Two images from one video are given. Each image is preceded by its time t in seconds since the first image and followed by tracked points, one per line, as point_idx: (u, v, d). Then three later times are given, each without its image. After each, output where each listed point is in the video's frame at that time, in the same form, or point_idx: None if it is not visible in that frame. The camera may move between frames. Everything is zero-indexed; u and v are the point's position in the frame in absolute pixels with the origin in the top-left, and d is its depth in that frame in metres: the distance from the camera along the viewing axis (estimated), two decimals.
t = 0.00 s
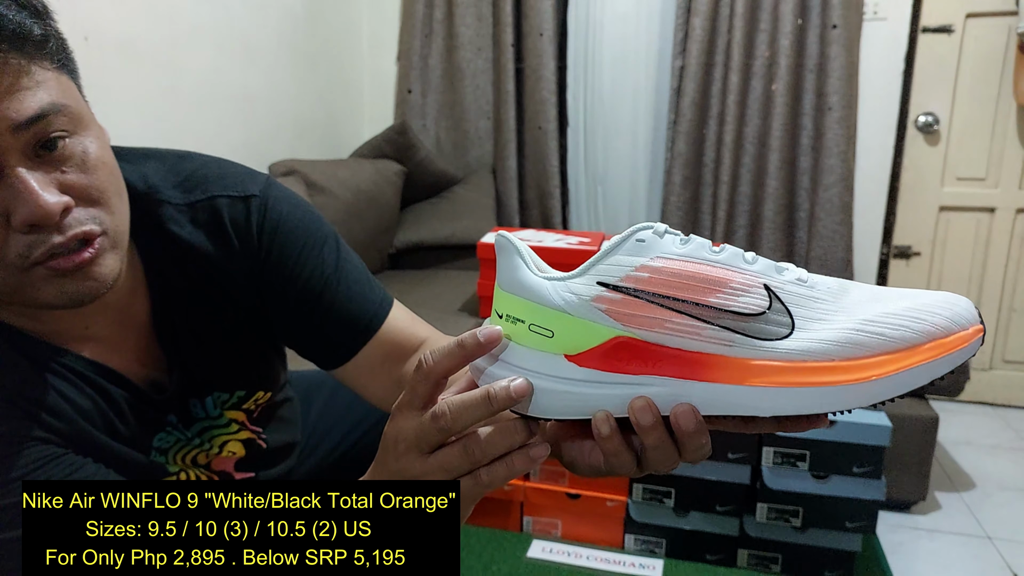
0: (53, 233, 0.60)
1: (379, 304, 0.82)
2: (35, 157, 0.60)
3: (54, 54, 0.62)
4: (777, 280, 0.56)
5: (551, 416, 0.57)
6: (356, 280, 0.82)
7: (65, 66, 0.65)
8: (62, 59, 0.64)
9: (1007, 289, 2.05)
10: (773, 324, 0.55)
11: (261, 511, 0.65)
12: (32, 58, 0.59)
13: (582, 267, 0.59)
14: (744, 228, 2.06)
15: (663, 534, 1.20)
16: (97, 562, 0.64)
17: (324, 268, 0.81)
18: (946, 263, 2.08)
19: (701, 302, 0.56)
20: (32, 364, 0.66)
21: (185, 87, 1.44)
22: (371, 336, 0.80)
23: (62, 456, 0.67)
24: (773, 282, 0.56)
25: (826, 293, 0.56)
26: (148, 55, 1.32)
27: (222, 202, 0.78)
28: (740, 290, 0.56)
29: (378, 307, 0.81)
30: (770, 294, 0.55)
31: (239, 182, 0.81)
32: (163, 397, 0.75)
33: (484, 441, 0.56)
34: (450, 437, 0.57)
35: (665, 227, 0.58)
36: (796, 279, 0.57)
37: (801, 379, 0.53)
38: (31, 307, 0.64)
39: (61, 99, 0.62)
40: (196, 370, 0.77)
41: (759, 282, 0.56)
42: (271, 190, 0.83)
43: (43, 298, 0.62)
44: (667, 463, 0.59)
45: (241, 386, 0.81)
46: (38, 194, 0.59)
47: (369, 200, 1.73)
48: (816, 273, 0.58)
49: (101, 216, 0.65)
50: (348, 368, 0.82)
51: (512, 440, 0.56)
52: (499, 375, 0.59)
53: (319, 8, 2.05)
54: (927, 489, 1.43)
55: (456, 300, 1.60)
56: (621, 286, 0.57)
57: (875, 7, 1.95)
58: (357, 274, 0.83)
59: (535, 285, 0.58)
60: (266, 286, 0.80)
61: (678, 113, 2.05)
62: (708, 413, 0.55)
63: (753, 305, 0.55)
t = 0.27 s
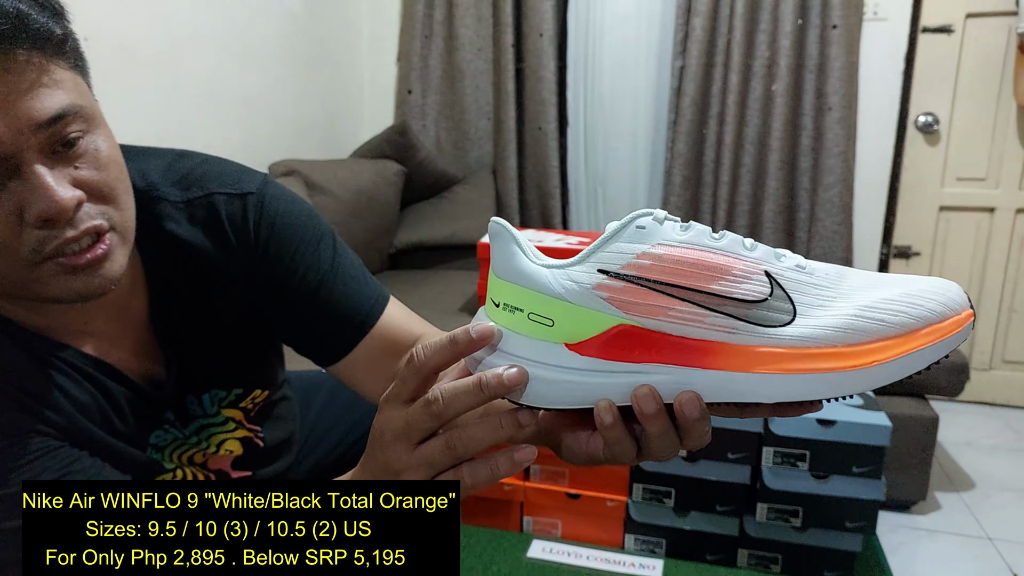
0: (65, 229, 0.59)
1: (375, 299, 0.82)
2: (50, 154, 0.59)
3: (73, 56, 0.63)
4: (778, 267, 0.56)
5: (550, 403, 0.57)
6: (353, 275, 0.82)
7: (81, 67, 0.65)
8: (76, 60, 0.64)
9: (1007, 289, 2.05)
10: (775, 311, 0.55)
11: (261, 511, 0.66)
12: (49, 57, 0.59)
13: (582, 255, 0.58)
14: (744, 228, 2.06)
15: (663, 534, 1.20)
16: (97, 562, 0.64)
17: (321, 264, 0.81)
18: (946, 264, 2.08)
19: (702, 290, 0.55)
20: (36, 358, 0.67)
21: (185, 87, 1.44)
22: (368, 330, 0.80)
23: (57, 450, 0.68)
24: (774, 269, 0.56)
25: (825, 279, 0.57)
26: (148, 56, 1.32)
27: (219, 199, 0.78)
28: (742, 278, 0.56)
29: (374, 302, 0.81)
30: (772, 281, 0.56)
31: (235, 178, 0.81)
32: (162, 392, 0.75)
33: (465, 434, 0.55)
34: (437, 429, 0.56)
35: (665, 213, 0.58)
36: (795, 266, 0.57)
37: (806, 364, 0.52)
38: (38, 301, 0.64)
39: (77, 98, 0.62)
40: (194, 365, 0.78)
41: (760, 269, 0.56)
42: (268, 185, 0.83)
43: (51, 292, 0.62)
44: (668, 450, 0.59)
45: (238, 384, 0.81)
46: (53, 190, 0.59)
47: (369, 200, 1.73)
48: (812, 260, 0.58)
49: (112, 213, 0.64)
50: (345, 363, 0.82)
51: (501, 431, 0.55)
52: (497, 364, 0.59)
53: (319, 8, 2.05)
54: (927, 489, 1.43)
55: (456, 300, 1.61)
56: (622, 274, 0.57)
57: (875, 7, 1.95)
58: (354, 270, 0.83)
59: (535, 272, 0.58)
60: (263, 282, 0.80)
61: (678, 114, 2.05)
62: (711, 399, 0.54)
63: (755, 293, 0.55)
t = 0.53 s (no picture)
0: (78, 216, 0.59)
1: (374, 296, 0.82)
2: (64, 143, 0.60)
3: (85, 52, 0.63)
4: (778, 256, 0.57)
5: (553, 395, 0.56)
6: (352, 272, 0.82)
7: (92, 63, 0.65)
8: (86, 55, 0.64)
9: (1008, 290, 2.05)
10: (777, 301, 0.55)
11: (261, 511, 0.66)
12: (63, 48, 0.59)
13: (584, 244, 0.58)
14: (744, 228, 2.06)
15: (663, 534, 1.20)
16: (97, 562, 0.64)
17: (320, 261, 0.81)
18: (946, 263, 2.08)
19: (707, 281, 0.56)
20: (41, 353, 0.67)
21: (185, 88, 1.44)
22: (365, 326, 0.80)
23: (58, 443, 0.66)
24: (775, 259, 0.56)
25: (825, 268, 0.57)
26: (148, 56, 1.32)
27: (219, 197, 0.78)
28: (744, 268, 0.56)
29: (372, 298, 0.81)
30: (773, 272, 0.56)
31: (236, 177, 0.82)
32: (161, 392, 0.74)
33: (464, 431, 0.55)
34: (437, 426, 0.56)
35: (666, 202, 0.58)
36: (796, 255, 0.57)
37: (805, 355, 0.53)
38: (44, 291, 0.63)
39: (92, 90, 0.62)
40: (194, 363, 0.78)
41: (761, 259, 0.56)
42: (267, 184, 0.83)
43: (62, 281, 0.61)
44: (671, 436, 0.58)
45: (238, 382, 0.81)
46: (66, 176, 0.59)
47: (369, 200, 1.73)
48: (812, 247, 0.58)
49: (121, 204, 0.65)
50: (343, 360, 0.82)
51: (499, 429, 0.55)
52: (497, 355, 0.59)
53: (319, 8, 2.05)
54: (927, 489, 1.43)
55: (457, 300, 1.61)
56: (624, 264, 0.57)
57: (876, 7, 1.95)
58: (352, 266, 0.83)
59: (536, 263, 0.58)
60: (263, 280, 0.81)
61: (678, 114, 2.05)
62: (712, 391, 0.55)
63: (756, 283, 0.55)
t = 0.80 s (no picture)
0: (105, 195, 0.60)
1: (374, 297, 0.82)
2: (94, 126, 0.61)
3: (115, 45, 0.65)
4: (753, 263, 0.55)
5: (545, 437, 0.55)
6: (353, 272, 0.83)
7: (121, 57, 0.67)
8: (116, 47, 0.65)
9: (1007, 290, 2.05)
10: (757, 314, 0.54)
11: (261, 511, 0.66)
12: (97, 36, 0.61)
13: (547, 274, 0.55)
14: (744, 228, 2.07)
15: (663, 534, 1.21)
16: (97, 562, 0.65)
17: (322, 262, 0.81)
18: (946, 264, 2.08)
19: (685, 303, 0.54)
20: (48, 348, 0.67)
21: (185, 88, 1.44)
22: (365, 327, 0.80)
23: (65, 439, 0.66)
24: (751, 267, 0.55)
25: (800, 268, 0.56)
26: (148, 56, 1.32)
27: (224, 196, 0.79)
28: (721, 282, 0.54)
29: (372, 299, 0.82)
30: (750, 282, 0.54)
31: (240, 178, 0.82)
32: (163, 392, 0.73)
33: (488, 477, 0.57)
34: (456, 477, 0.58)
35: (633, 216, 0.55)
36: (768, 256, 0.56)
37: (795, 370, 0.53)
38: (65, 275, 0.63)
39: (121, 78, 0.63)
40: (196, 362, 0.77)
41: (737, 269, 0.55)
42: (269, 186, 0.84)
43: (84, 264, 0.61)
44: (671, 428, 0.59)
45: (241, 381, 0.80)
46: (96, 156, 0.60)
47: (369, 200, 1.73)
48: (781, 242, 0.57)
49: (144, 190, 0.65)
50: (344, 360, 0.82)
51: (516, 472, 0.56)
52: (472, 406, 0.55)
53: (319, 8, 2.05)
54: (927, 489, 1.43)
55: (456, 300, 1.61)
56: (596, 294, 0.54)
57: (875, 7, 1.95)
58: (353, 267, 0.83)
59: (501, 302, 0.55)
60: (265, 281, 0.80)
61: (678, 114, 2.05)
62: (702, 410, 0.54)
63: (735, 297, 0.54)
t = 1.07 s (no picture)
0: (120, 189, 0.60)
1: (387, 287, 0.82)
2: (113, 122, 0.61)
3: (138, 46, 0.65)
4: (737, 289, 0.51)
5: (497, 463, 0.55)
6: (366, 264, 0.82)
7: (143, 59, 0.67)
8: (138, 48, 0.66)
9: (1008, 290, 2.04)
10: (735, 351, 0.50)
11: (261, 512, 0.66)
12: (120, 36, 0.62)
13: (505, 290, 0.53)
14: (744, 228, 2.06)
15: (663, 534, 1.20)
16: (97, 562, 0.64)
17: (336, 254, 0.81)
18: (946, 264, 2.08)
19: (652, 331, 0.51)
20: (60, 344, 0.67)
21: (186, 88, 1.44)
22: (379, 317, 0.80)
23: (76, 437, 0.65)
24: (732, 294, 0.51)
25: (791, 298, 0.51)
26: (148, 56, 1.33)
27: (236, 195, 0.79)
28: (696, 310, 0.51)
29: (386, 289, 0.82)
30: (730, 312, 0.50)
31: (252, 177, 0.82)
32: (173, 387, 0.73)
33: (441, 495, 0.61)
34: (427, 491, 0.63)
35: (601, 231, 0.52)
36: (756, 283, 0.51)
37: (763, 418, 0.49)
38: (78, 269, 0.63)
39: (142, 77, 0.64)
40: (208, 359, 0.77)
41: (715, 297, 0.51)
42: (281, 183, 0.84)
43: (95, 259, 0.61)
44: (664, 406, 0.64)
45: (248, 381, 0.80)
46: (112, 150, 0.60)
47: (370, 200, 1.73)
48: (780, 268, 0.52)
49: (160, 188, 0.65)
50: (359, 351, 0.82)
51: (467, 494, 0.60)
52: (426, 426, 0.56)
53: (320, 8, 2.06)
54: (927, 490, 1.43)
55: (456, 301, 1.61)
56: (554, 316, 0.52)
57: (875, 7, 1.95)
58: (366, 259, 0.83)
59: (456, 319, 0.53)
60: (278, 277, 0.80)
61: (678, 114, 2.05)
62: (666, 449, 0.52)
63: (710, 328, 0.50)
